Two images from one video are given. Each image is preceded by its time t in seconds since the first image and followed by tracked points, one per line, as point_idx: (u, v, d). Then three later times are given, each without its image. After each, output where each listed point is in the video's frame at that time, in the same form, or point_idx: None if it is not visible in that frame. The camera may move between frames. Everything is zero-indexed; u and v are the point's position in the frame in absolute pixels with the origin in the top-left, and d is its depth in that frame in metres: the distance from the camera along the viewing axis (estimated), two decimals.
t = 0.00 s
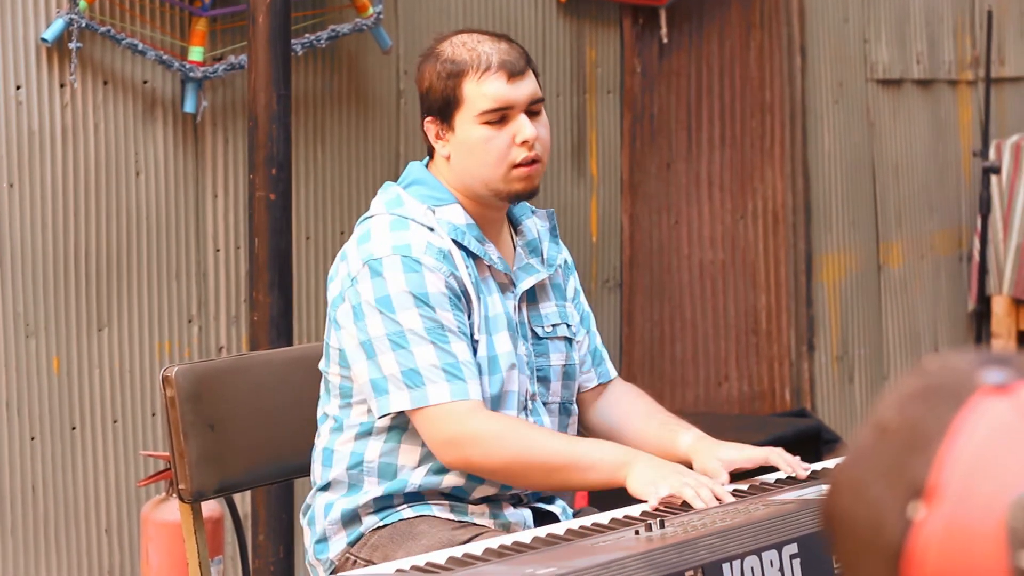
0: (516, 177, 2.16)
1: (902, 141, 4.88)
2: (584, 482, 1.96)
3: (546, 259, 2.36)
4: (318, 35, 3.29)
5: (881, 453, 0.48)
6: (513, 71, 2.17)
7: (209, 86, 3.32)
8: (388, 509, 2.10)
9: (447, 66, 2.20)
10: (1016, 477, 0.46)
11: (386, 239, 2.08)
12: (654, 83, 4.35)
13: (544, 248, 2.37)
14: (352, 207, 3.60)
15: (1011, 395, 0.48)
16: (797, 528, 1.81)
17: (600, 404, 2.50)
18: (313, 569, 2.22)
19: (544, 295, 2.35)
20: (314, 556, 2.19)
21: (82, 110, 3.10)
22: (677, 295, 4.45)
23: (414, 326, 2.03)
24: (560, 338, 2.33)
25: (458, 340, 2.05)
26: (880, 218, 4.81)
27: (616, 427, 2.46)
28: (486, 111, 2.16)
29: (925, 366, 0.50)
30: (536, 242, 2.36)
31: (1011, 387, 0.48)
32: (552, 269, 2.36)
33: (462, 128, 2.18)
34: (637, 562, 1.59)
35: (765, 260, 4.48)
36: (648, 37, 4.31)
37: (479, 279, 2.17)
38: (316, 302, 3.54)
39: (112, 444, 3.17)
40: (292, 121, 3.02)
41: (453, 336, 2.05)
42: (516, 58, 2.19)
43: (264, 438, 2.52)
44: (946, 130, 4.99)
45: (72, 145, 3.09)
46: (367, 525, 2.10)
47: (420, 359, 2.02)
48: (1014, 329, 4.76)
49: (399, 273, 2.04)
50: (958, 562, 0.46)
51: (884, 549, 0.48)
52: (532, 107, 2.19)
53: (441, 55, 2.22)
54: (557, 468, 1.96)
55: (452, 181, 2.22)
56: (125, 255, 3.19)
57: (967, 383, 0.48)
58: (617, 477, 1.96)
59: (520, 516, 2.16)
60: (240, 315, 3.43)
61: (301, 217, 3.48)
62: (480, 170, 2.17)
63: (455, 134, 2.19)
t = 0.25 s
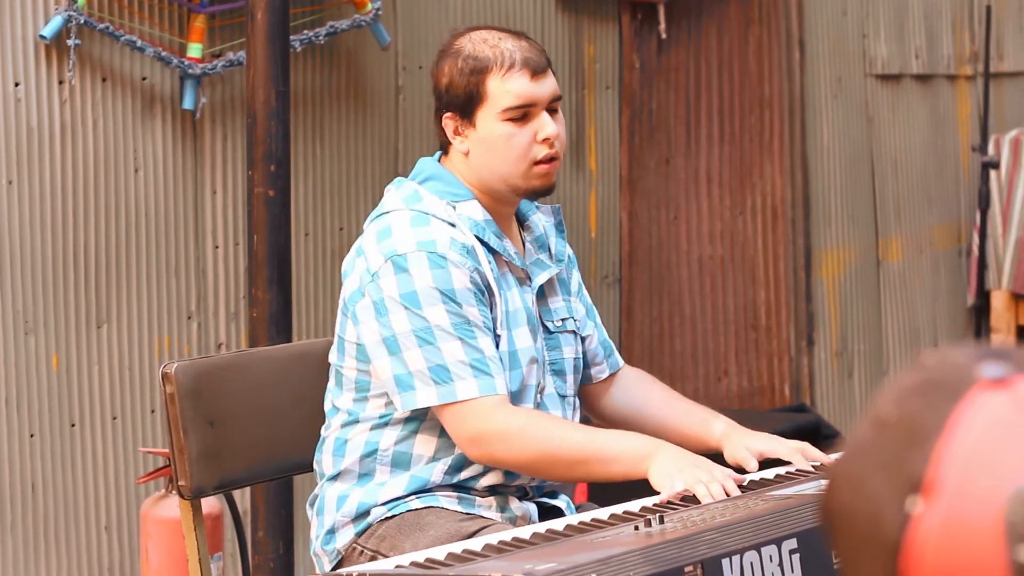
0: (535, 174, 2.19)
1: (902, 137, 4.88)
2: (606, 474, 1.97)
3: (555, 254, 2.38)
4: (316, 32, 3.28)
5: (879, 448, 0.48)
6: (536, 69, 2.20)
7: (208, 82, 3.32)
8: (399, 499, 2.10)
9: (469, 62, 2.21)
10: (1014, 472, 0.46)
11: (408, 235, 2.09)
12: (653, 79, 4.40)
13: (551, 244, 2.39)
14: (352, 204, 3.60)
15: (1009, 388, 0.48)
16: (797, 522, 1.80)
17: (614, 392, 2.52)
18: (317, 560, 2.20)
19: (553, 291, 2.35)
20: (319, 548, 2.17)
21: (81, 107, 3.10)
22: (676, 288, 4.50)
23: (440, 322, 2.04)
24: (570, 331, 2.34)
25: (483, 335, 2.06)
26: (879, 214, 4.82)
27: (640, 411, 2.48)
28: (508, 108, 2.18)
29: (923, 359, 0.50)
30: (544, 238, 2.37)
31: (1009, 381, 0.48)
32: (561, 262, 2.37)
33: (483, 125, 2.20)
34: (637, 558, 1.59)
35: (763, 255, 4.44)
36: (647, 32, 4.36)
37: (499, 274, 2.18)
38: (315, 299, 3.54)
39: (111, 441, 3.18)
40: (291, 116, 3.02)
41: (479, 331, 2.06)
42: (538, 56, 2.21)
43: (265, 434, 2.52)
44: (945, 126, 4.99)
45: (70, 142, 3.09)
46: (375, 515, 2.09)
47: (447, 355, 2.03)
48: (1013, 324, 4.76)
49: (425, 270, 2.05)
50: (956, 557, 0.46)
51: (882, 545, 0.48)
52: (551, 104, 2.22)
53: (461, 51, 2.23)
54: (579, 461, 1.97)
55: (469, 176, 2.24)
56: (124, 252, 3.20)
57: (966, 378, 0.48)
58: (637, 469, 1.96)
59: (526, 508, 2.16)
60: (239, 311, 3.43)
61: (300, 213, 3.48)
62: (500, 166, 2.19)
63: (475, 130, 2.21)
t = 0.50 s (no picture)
0: (546, 176, 2.19)
1: (901, 133, 4.88)
2: (603, 473, 1.96)
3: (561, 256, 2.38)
4: (316, 29, 3.28)
5: (876, 444, 0.49)
6: (555, 70, 2.20)
7: (207, 80, 3.32)
8: (403, 491, 2.10)
9: (489, 59, 2.22)
10: (1013, 468, 0.46)
11: (418, 228, 2.10)
12: (653, 75, 4.45)
13: (558, 246, 2.38)
14: (352, 202, 3.60)
15: (1007, 385, 0.48)
16: (797, 519, 1.80)
17: (613, 396, 2.52)
18: (322, 552, 2.19)
19: (558, 294, 2.36)
20: (323, 540, 2.17)
21: (80, 105, 3.10)
22: (677, 285, 4.52)
23: (446, 315, 2.05)
24: (573, 334, 2.34)
25: (488, 330, 2.07)
26: (879, 210, 4.82)
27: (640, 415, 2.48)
28: (525, 107, 2.18)
29: (922, 356, 0.50)
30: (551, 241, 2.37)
31: (1007, 377, 0.48)
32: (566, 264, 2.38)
33: (498, 121, 2.20)
34: (638, 554, 1.59)
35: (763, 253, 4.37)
36: (646, 29, 4.43)
37: (507, 270, 2.19)
38: (315, 296, 3.54)
39: (111, 439, 3.18)
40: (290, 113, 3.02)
41: (485, 326, 2.07)
42: (557, 57, 2.22)
43: (265, 432, 2.52)
44: (945, 122, 5.00)
45: (69, 139, 3.09)
46: (379, 507, 2.09)
47: (451, 348, 2.04)
48: (1013, 319, 4.76)
49: (433, 262, 2.06)
50: (954, 553, 0.46)
51: (880, 541, 0.48)
52: (567, 106, 2.23)
53: (482, 47, 2.23)
54: (576, 460, 1.96)
55: (480, 172, 2.25)
56: (124, 250, 3.20)
57: (965, 372, 0.48)
58: (634, 471, 1.94)
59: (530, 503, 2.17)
60: (238, 309, 3.44)
61: (300, 210, 3.48)
62: (512, 164, 2.20)
63: (490, 126, 2.22)
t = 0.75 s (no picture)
0: (547, 173, 2.20)
1: (901, 126, 4.88)
2: (600, 461, 1.95)
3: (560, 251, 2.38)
4: (314, 23, 3.28)
5: (873, 437, 0.51)
6: (562, 68, 2.21)
7: (206, 74, 3.33)
8: (403, 484, 2.10)
9: (497, 52, 2.22)
10: (1008, 459, 0.48)
11: (418, 217, 2.11)
12: (652, 68, 4.45)
13: (557, 241, 2.38)
14: (351, 195, 3.60)
15: (1002, 376, 0.50)
16: (797, 511, 1.80)
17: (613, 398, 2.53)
18: (322, 546, 2.19)
19: (557, 288, 2.35)
20: (324, 533, 2.16)
21: (79, 99, 3.11)
22: (676, 278, 4.51)
23: (446, 303, 2.05)
24: (571, 329, 2.34)
25: (488, 319, 2.07)
26: (878, 203, 4.82)
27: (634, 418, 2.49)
28: (530, 102, 2.18)
29: (919, 346, 0.52)
30: (550, 235, 2.37)
31: (1002, 369, 0.50)
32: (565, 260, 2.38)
33: (503, 115, 2.20)
34: (637, 547, 1.60)
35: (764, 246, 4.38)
36: (645, 22, 4.43)
37: (506, 261, 2.19)
38: (314, 290, 3.54)
39: (111, 433, 3.18)
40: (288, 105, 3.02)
41: (484, 315, 2.07)
42: (564, 55, 2.22)
43: (265, 425, 2.52)
44: (945, 115, 5.00)
45: (68, 133, 3.09)
46: (380, 499, 2.09)
47: (450, 336, 2.04)
48: (1013, 311, 4.78)
49: (433, 251, 2.07)
50: (952, 544, 0.48)
51: (878, 532, 0.50)
52: (571, 104, 2.23)
53: (493, 40, 2.23)
54: (575, 446, 1.95)
55: (481, 164, 2.25)
56: (123, 245, 3.20)
57: (961, 364, 0.50)
58: (631, 458, 1.93)
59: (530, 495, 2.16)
60: (238, 303, 3.44)
61: (299, 204, 3.48)
62: (514, 159, 2.20)
63: (495, 120, 2.22)
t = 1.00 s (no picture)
0: (547, 171, 2.20)
1: (901, 124, 4.88)
2: (572, 458, 1.95)
3: (556, 250, 2.38)
4: (315, 22, 3.28)
5: (872, 434, 0.49)
6: (561, 66, 2.20)
7: (206, 72, 3.33)
8: (401, 484, 2.10)
9: (496, 49, 2.21)
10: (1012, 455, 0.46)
11: (411, 215, 2.10)
12: (652, 67, 4.46)
13: (554, 239, 2.39)
14: (351, 194, 3.60)
15: (1005, 372, 0.48)
16: (797, 510, 1.80)
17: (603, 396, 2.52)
18: (321, 546, 2.18)
19: (554, 286, 2.36)
20: (322, 534, 2.16)
21: (79, 98, 3.10)
22: (676, 277, 4.52)
23: (430, 303, 2.04)
24: (568, 327, 2.34)
25: (472, 320, 2.06)
26: (879, 202, 4.82)
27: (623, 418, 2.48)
28: (530, 100, 2.18)
29: (921, 344, 0.50)
30: (547, 233, 2.38)
31: (1005, 364, 0.48)
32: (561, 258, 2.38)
33: (503, 113, 2.20)
34: (637, 546, 1.60)
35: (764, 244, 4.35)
36: (645, 21, 4.44)
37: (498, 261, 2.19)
38: (315, 289, 3.54)
39: (111, 432, 3.18)
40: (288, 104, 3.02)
41: (468, 316, 2.06)
42: (564, 52, 2.22)
43: (265, 424, 2.52)
44: (945, 113, 5.00)
45: (69, 131, 3.09)
46: (378, 500, 2.09)
47: (432, 336, 2.03)
48: (1013, 310, 4.78)
49: (423, 249, 2.06)
50: (953, 544, 0.46)
51: (878, 533, 0.48)
52: (570, 102, 2.23)
53: (493, 38, 2.23)
54: (547, 444, 1.95)
55: (480, 162, 2.25)
56: (124, 244, 3.20)
57: (962, 360, 0.48)
58: (606, 454, 1.94)
59: (529, 495, 2.17)
60: (239, 301, 3.44)
61: (299, 202, 3.48)
62: (512, 157, 2.20)
63: (494, 117, 2.22)
